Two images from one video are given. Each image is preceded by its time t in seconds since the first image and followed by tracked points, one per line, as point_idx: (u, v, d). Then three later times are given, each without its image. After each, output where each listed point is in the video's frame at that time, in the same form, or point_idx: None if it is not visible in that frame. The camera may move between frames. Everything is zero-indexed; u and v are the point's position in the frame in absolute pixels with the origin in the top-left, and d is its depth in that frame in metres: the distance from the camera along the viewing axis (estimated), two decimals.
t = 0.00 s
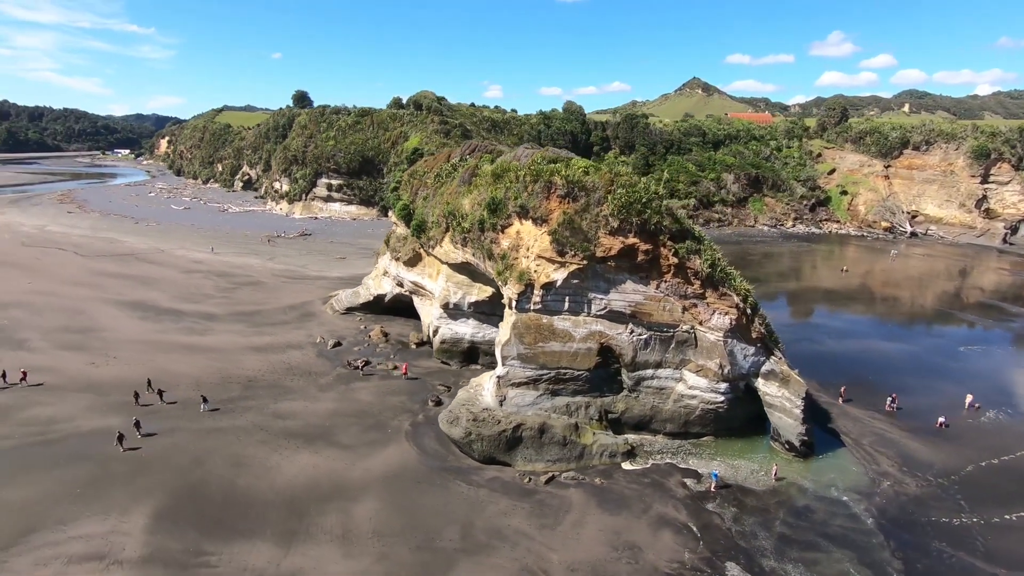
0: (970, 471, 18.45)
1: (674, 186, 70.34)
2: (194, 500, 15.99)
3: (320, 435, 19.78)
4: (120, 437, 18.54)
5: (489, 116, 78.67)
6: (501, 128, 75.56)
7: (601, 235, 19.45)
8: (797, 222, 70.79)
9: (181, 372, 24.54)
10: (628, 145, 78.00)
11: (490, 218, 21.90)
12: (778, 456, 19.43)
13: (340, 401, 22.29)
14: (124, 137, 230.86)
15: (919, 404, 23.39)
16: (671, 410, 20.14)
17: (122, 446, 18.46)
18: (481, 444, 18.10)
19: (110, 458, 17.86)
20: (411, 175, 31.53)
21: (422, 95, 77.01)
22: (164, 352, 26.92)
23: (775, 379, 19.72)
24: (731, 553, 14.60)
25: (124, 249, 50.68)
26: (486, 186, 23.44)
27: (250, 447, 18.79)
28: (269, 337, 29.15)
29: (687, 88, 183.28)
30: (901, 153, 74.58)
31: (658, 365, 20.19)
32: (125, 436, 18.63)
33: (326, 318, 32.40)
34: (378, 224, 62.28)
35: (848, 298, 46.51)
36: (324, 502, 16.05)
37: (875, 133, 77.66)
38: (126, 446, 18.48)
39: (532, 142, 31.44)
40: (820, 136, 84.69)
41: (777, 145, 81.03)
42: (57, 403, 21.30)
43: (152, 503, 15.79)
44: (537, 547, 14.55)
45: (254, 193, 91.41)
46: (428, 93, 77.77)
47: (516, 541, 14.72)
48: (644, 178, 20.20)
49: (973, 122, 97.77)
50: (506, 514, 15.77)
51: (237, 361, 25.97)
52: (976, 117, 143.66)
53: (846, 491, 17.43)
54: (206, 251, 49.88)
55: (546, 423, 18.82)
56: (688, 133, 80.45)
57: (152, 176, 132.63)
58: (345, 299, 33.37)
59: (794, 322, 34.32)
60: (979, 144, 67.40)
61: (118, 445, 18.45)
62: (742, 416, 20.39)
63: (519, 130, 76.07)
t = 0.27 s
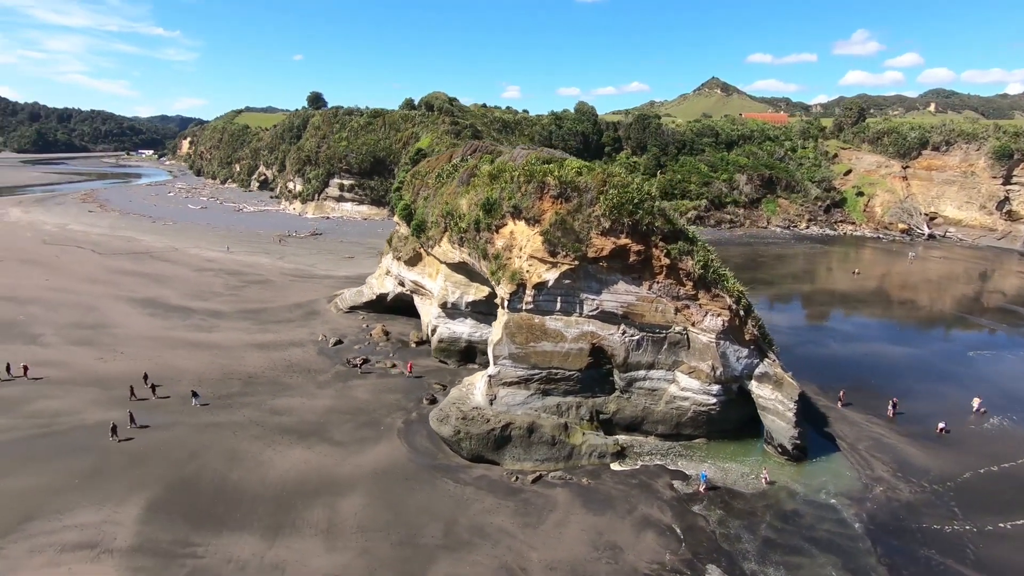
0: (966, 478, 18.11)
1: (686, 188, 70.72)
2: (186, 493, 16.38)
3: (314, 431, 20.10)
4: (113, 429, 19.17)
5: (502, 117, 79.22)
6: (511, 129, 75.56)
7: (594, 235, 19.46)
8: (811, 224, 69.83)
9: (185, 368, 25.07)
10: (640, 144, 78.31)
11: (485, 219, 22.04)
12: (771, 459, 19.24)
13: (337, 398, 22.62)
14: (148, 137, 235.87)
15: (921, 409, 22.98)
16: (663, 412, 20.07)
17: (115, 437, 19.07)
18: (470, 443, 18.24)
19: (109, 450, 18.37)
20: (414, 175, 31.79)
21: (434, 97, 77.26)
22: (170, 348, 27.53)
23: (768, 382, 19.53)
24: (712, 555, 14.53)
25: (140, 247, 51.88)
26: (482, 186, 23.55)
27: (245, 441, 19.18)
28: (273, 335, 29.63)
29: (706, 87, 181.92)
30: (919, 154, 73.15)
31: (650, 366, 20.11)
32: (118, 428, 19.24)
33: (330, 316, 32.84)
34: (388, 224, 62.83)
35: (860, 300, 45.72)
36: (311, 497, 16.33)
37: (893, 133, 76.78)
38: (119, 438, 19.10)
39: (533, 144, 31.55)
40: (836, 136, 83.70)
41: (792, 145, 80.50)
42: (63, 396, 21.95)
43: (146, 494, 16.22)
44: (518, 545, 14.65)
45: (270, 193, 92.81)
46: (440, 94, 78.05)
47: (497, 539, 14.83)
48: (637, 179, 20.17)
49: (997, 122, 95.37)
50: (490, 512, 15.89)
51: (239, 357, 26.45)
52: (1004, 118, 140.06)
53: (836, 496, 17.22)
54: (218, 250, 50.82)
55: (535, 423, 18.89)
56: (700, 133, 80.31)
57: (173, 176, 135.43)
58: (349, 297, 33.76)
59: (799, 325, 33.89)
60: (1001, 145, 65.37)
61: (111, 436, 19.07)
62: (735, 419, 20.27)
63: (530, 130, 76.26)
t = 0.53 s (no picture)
0: (962, 486, 17.71)
1: (700, 188, 70.47)
2: (180, 483, 16.88)
3: (308, 426, 20.50)
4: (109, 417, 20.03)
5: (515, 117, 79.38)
6: (524, 129, 75.53)
7: (584, 236, 19.49)
8: (828, 226, 68.56)
9: (189, 362, 25.76)
10: (654, 144, 77.71)
11: (480, 219, 22.21)
12: (762, 463, 19.04)
13: (333, 394, 23.02)
14: (176, 138, 241.66)
15: (923, 415, 22.50)
16: (653, 413, 20.00)
17: (110, 425, 19.91)
18: (457, 440, 18.42)
19: (110, 441, 19.02)
20: (418, 175, 32.10)
21: (448, 98, 77.74)
22: (178, 343, 28.31)
23: (760, 385, 19.32)
24: (691, 557, 14.48)
25: (159, 245, 53.33)
26: (478, 186, 23.71)
27: (240, 435, 19.66)
28: (277, 331, 30.24)
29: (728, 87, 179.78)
30: (943, 154, 71.06)
31: (641, 367, 20.06)
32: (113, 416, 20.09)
33: (335, 313, 33.37)
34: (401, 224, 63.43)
35: (874, 304, 44.74)
36: (299, 490, 16.69)
37: (915, 133, 74.82)
38: (114, 426, 19.93)
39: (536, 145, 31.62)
40: (857, 137, 82.12)
41: (810, 146, 79.17)
42: (72, 388, 22.77)
43: (141, 484, 16.77)
44: (496, 542, 14.78)
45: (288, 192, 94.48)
46: (454, 95, 78.47)
47: (476, 536, 14.99)
48: (630, 180, 20.12)
49: None
50: (472, 509, 16.05)
51: (243, 353, 27.07)
52: None
53: (824, 501, 16.99)
54: (233, 248, 51.96)
55: (524, 422, 18.99)
56: (716, 133, 79.34)
57: (197, 176, 138.64)
58: (354, 296, 34.23)
59: (806, 327, 33.39)
60: None
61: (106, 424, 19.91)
62: (726, 421, 20.11)
63: (544, 130, 76.32)
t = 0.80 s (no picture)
0: (958, 494, 17.35)
1: (715, 189, 69.99)
2: (176, 475, 17.40)
3: (305, 422, 20.92)
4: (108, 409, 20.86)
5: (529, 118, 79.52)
6: (538, 130, 75.47)
7: (576, 237, 19.55)
8: (847, 227, 67.26)
9: (196, 358, 26.45)
10: (669, 145, 77.12)
11: (476, 219, 22.34)
12: (753, 467, 18.87)
13: (332, 391, 23.43)
14: (202, 139, 247.11)
15: (925, 421, 22.04)
16: (645, 415, 19.95)
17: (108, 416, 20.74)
18: (447, 438, 18.63)
19: (113, 433, 19.69)
20: (423, 176, 32.41)
21: (462, 99, 78.21)
22: (187, 339, 29.08)
23: (753, 388, 19.14)
24: (671, 559, 14.45)
25: (178, 243, 54.72)
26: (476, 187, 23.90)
27: (238, 430, 20.16)
28: (284, 329, 30.85)
29: (752, 86, 177.45)
30: (968, 154, 68.97)
31: (633, 369, 20.03)
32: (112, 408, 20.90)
33: (341, 312, 33.90)
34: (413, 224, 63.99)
35: (889, 307, 43.79)
36: (289, 484, 17.07)
37: (938, 133, 72.98)
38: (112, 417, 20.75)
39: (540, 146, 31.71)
40: (878, 137, 80.58)
41: (829, 146, 77.94)
42: (82, 381, 23.59)
43: (139, 475, 17.33)
44: (477, 540, 14.94)
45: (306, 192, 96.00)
46: (468, 96, 78.83)
47: (458, 533, 15.16)
48: (623, 181, 20.13)
49: None
50: (457, 506, 16.24)
51: (248, 350, 27.69)
52: None
53: (813, 506, 16.78)
54: (248, 247, 53.05)
55: (513, 422, 19.12)
56: (733, 132, 78.36)
57: (221, 176, 141.72)
58: (360, 294, 34.71)
59: (813, 331, 32.91)
60: None
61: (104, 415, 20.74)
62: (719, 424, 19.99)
63: (558, 131, 76.36)
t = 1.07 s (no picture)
0: (952, 501, 17.07)
1: (726, 191, 69.49)
2: (172, 468, 17.85)
3: (301, 419, 21.30)
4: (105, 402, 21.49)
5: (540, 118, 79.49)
6: (549, 130, 75.38)
7: (569, 238, 19.65)
8: (862, 229, 66.14)
9: (200, 355, 27.04)
10: (681, 145, 76.58)
11: (472, 219, 22.53)
12: (744, 470, 18.76)
13: (330, 389, 23.79)
14: (223, 140, 251.45)
15: (925, 427, 21.68)
16: (637, 416, 19.94)
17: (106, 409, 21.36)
18: (437, 436, 18.84)
19: (116, 426, 20.26)
20: (426, 177, 32.71)
21: (473, 100, 78.53)
22: (193, 336, 29.72)
23: (746, 391, 19.02)
24: (652, 561, 14.45)
25: (192, 242, 55.85)
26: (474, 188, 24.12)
27: (236, 425, 20.59)
28: (288, 327, 31.36)
29: (771, 86, 175.38)
30: (990, 155, 68.10)
31: (625, 370, 20.03)
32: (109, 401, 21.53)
33: (345, 311, 34.33)
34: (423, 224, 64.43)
35: (901, 310, 43.00)
36: (281, 479, 17.41)
37: (958, 132, 72.19)
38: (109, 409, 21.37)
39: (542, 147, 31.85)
40: (896, 137, 79.10)
41: (845, 146, 76.74)
42: (90, 376, 24.28)
43: (137, 467, 17.82)
44: (460, 537, 15.10)
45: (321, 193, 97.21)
46: (479, 98, 79.08)
47: (442, 530, 15.33)
48: (616, 183, 20.20)
49: None
50: (443, 504, 16.42)
51: (252, 347, 28.22)
52: None
53: (801, 510, 16.64)
54: (260, 246, 53.93)
55: (504, 421, 19.26)
56: (746, 133, 77.50)
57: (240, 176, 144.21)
58: (365, 293, 35.13)
59: (817, 335, 32.51)
60: None
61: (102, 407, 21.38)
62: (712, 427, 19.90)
63: (568, 132, 76.27)
